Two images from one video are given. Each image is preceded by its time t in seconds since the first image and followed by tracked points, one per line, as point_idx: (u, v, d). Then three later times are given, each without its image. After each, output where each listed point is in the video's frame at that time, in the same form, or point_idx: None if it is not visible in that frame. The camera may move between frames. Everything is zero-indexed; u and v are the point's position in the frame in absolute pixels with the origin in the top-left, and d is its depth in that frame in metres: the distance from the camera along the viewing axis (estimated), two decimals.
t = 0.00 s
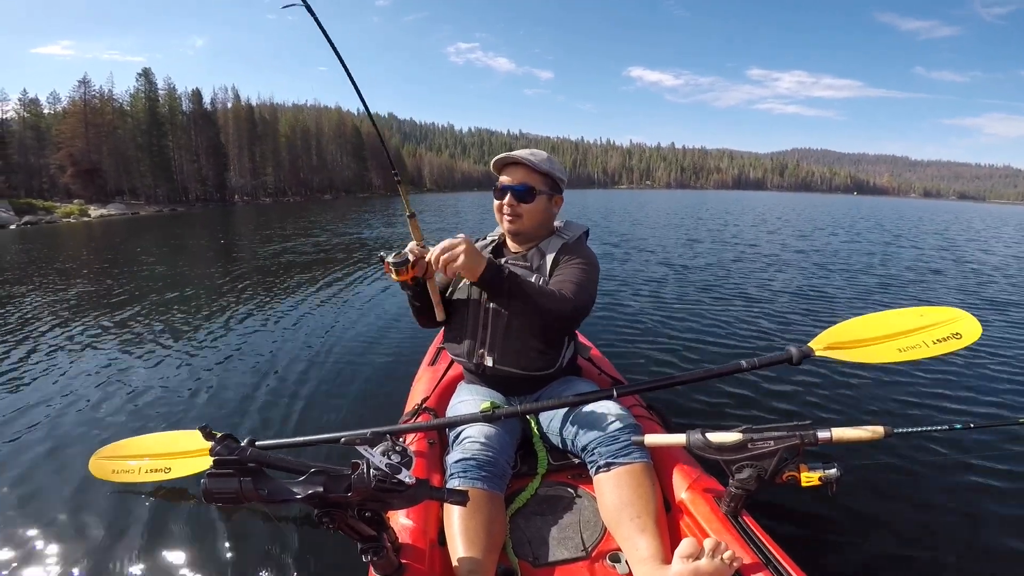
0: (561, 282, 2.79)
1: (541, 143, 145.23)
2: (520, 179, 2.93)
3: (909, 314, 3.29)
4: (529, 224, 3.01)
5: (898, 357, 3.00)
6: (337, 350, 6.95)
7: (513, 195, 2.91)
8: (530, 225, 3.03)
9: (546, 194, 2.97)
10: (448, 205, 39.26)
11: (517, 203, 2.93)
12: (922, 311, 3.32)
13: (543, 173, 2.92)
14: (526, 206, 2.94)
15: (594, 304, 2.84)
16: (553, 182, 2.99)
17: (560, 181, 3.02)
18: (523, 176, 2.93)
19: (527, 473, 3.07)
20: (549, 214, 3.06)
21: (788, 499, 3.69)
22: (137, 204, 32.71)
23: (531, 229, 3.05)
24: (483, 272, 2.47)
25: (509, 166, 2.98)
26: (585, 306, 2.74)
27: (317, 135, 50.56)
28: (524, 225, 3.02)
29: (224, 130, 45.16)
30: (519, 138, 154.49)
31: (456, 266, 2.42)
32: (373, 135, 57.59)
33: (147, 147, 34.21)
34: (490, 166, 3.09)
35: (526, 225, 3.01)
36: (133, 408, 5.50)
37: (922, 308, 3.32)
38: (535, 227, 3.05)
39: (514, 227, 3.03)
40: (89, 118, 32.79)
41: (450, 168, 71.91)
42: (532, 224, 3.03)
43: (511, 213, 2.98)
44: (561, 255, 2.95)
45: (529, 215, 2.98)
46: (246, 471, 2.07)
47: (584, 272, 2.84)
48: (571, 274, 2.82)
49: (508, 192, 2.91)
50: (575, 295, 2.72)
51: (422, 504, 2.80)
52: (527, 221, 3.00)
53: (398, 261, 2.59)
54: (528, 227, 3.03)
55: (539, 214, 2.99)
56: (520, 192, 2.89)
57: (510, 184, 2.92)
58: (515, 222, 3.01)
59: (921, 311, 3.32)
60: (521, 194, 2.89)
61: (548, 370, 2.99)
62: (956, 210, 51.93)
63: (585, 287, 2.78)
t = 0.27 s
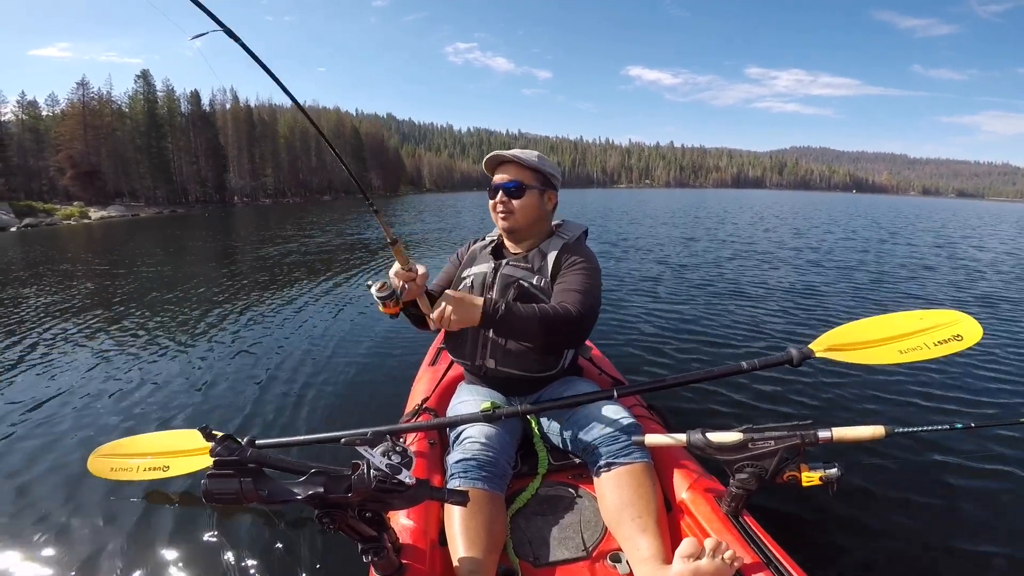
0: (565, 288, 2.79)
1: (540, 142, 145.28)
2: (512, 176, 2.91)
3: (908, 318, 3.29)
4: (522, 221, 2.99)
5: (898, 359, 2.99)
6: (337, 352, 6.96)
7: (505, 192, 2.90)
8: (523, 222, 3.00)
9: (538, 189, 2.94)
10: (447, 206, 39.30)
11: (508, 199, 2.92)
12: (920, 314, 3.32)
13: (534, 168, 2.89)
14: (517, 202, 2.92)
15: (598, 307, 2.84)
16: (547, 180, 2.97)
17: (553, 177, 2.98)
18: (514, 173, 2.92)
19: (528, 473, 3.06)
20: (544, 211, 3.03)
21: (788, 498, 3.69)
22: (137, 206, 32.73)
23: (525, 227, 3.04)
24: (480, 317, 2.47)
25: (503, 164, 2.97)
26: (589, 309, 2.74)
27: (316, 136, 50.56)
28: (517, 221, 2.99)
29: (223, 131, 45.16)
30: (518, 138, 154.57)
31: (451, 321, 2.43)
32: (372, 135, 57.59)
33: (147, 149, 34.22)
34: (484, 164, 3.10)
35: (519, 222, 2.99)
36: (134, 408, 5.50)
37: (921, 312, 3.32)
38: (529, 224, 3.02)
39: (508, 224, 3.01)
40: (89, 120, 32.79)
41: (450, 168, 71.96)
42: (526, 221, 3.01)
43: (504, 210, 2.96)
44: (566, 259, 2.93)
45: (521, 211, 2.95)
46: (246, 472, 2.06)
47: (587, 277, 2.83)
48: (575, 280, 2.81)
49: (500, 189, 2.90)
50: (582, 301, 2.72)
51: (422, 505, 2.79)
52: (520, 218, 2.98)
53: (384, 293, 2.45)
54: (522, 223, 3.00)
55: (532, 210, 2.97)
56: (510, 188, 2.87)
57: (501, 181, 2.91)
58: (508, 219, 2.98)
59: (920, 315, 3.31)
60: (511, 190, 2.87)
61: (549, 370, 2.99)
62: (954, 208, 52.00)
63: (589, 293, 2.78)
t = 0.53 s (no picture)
0: (570, 293, 2.79)
1: (541, 143, 145.40)
2: (512, 176, 2.91)
3: (911, 314, 3.29)
4: (524, 221, 2.98)
5: (899, 357, 2.99)
6: (338, 350, 6.96)
7: (506, 193, 2.90)
8: (524, 222, 2.99)
9: (539, 189, 2.93)
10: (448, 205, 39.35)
11: (509, 199, 2.92)
12: (926, 309, 3.31)
13: (535, 168, 2.89)
14: (519, 202, 2.92)
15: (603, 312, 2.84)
16: (548, 178, 2.96)
17: (555, 177, 2.97)
18: (515, 173, 2.92)
19: (528, 472, 3.06)
20: (546, 212, 3.02)
21: (789, 499, 3.69)
22: (139, 203, 32.77)
23: (528, 228, 3.03)
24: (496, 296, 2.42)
25: (504, 165, 2.98)
26: (594, 313, 2.74)
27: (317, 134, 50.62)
28: (518, 221, 2.99)
29: (225, 129, 45.21)
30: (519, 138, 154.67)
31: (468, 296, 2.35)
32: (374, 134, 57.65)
33: (149, 146, 34.26)
34: (486, 165, 3.10)
35: (521, 222, 2.98)
36: (135, 406, 5.50)
37: (926, 307, 3.31)
38: (531, 224, 3.02)
39: (510, 224, 3.01)
40: (92, 117, 32.83)
41: (451, 167, 72.02)
42: (527, 221, 3.00)
43: (506, 210, 2.96)
44: (570, 262, 2.93)
45: (523, 211, 2.95)
46: (248, 470, 2.07)
47: (590, 281, 2.82)
48: (580, 284, 2.81)
49: (502, 189, 2.90)
50: (588, 305, 2.72)
51: (423, 504, 2.79)
52: (521, 217, 2.97)
53: (402, 284, 2.56)
54: (523, 223, 2.99)
55: (533, 211, 2.96)
56: (512, 188, 2.87)
57: (502, 181, 2.92)
58: (510, 219, 2.98)
59: (924, 310, 3.30)
60: (512, 190, 2.87)
61: (550, 371, 2.99)
62: (953, 211, 52.10)
63: (594, 297, 2.77)
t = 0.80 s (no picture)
0: (570, 295, 2.79)
1: (540, 142, 145.40)
2: (509, 177, 2.91)
3: (911, 318, 3.29)
4: (522, 222, 2.98)
5: (900, 360, 2.99)
6: (337, 351, 6.96)
7: (503, 194, 2.90)
8: (522, 223, 2.99)
9: (536, 189, 2.92)
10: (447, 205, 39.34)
11: (506, 200, 2.91)
12: (925, 314, 3.31)
13: (531, 169, 2.89)
14: (516, 203, 2.92)
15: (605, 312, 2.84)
16: (544, 178, 2.95)
17: (552, 176, 2.97)
18: (512, 175, 2.92)
19: (529, 472, 3.06)
20: (544, 212, 3.02)
21: (790, 498, 3.69)
22: (137, 205, 32.75)
23: (526, 228, 3.03)
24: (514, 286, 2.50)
25: (501, 166, 2.98)
26: (595, 314, 2.74)
27: (316, 135, 50.62)
28: (516, 222, 2.99)
29: (224, 131, 45.20)
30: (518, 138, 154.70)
31: (489, 279, 2.44)
32: (372, 135, 57.65)
33: (147, 148, 34.27)
34: (482, 166, 3.10)
35: (519, 223, 2.98)
36: (135, 409, 5.51)
37: (925, 311, 3.31)
38: (530, 225, 3.02)
39: (508, 225, 3.01)
40: (90, 119, 32.81)
41: (449, 168, 72.00)
42: (525, 222, 2.99)
43: (503, 211, 2.96)
44: (571, 263, 2.94)
45: (520, 212, 2.95)
46: (248, 471, 2.06)
47: (590, 282, 2.83)
48: (581, 286, 2.82)
49: (499, 191, 2.90)
50: (590, 306, 2.73)
51: (424, 505, 2.79)
52: (519, 218, 2.97)
53: (424, 263, 2.66)
54: (521, 224, 2.99)
55: (531, 211, 2.96)
56: (508, 189, 2.87)
57: (499, 182, 2.91)
58: (507, 220, 2.98)
59: (923, 315, 3.30)
60: (509, 191, 2.87)
61: (551, 371, 2.99)
62: (952, 209, 52.13)
63: (595, 297, 2.78)
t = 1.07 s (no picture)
0: (571, 295, 2.79)
1: (538, 142, 145.45)
2: (508, 177, 2.91)
3: (910, 319, 3.29)
4: (522, 222, 2.98)
5: (900, 361, 2.99)
6: (336, 352, 6.96)
7: (503, 193, 2.90)
8: (522, 222, 2.99)
9: (536, 189, 2.92)
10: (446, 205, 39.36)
11: (506, 200, 2.91)
12: (923, 315, 3.31)
13: (530, 168, 2.89)
14: (516, 203, 2.92)
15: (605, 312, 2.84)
16: (543, 177, 2.95)
17: (551, 176, 2.97)
18: (511, 174, 2.92)
19: (529, 472, 3.05)
20: (544, 211, 3.02)
21: (790, 498, 3.70)
22: (136, 206, 32.74)
23: (526, 228, 3.03)
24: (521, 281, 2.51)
25: (501, 166, 2.97)
26: (596, 314, 2.74)
27: (314, 136, 50.62)
28: (516, 222, 2.99)
29: (222, 132, 45.21)
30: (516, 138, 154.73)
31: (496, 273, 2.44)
32: (371, 135, 57.67)
33: (146, 150, 34.27)
34: (481, 166, 3.09)
35: (518, 223, 2.97)
36: (134, 410, 5.51)
37: (923, 313, 3.31)
38: (530, 225, 3.01)
39: (508, 225, 3.01)
40: (88, 121, 32.81)
41: (447, 168, 71.99)
42: (525, 222, 2.99)
43: (503, 211, 2.96)
44: (571, 263, 2.94)
45: (520, 212, 2.94)
46: (249, 471, 2.07)
47: (591, 282, 2.83)
48: (582, 285, 2.83)
49: (498, 191, 2.90)
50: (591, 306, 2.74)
51: (425, 505, 2.80)
52: (519, 218, 2.97)
53: (435, 252, 2.67)
54: (521, 224, 2.99)
55: (531, 211, 2.96)
56: (508, 188, 2.87)
57: (499, 182, 2.91)
58: (508, 219, 2.98)
59: (922, 316, 3.30)
60: (509, 191, 2.87)
61: (551, 371, 3.00)
62: (950, 206, 52.21)
63: (596, 297, 2.78)
